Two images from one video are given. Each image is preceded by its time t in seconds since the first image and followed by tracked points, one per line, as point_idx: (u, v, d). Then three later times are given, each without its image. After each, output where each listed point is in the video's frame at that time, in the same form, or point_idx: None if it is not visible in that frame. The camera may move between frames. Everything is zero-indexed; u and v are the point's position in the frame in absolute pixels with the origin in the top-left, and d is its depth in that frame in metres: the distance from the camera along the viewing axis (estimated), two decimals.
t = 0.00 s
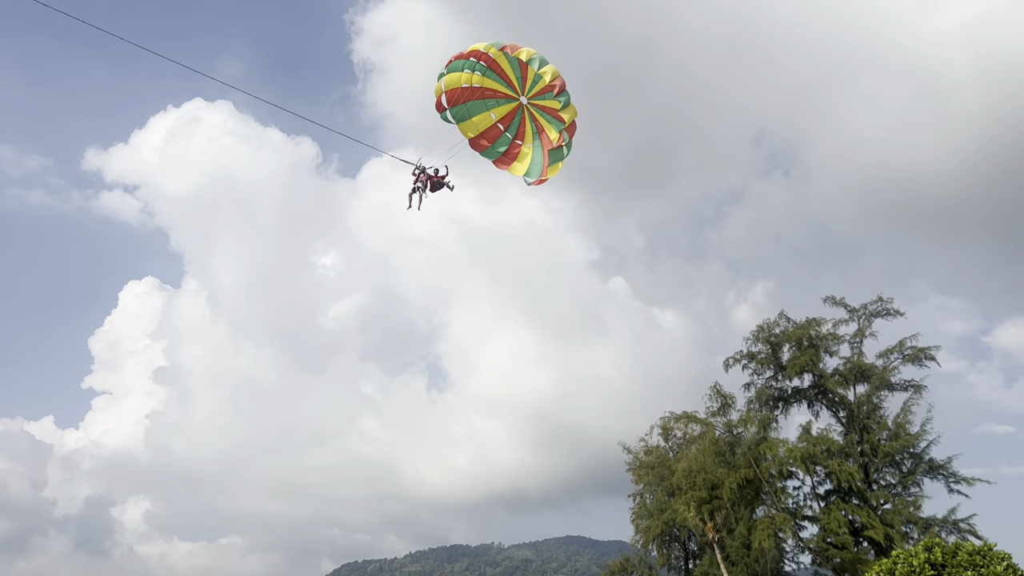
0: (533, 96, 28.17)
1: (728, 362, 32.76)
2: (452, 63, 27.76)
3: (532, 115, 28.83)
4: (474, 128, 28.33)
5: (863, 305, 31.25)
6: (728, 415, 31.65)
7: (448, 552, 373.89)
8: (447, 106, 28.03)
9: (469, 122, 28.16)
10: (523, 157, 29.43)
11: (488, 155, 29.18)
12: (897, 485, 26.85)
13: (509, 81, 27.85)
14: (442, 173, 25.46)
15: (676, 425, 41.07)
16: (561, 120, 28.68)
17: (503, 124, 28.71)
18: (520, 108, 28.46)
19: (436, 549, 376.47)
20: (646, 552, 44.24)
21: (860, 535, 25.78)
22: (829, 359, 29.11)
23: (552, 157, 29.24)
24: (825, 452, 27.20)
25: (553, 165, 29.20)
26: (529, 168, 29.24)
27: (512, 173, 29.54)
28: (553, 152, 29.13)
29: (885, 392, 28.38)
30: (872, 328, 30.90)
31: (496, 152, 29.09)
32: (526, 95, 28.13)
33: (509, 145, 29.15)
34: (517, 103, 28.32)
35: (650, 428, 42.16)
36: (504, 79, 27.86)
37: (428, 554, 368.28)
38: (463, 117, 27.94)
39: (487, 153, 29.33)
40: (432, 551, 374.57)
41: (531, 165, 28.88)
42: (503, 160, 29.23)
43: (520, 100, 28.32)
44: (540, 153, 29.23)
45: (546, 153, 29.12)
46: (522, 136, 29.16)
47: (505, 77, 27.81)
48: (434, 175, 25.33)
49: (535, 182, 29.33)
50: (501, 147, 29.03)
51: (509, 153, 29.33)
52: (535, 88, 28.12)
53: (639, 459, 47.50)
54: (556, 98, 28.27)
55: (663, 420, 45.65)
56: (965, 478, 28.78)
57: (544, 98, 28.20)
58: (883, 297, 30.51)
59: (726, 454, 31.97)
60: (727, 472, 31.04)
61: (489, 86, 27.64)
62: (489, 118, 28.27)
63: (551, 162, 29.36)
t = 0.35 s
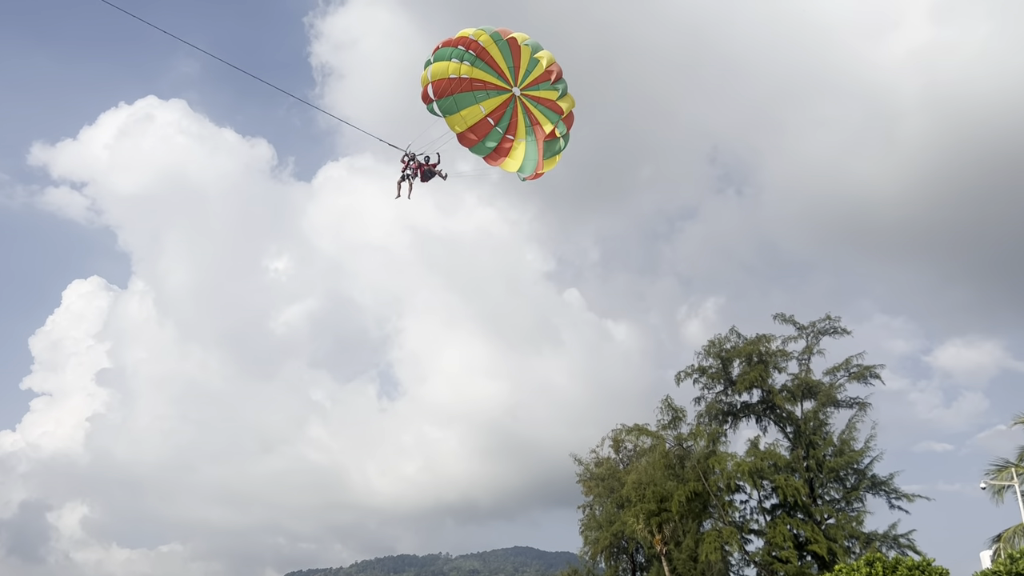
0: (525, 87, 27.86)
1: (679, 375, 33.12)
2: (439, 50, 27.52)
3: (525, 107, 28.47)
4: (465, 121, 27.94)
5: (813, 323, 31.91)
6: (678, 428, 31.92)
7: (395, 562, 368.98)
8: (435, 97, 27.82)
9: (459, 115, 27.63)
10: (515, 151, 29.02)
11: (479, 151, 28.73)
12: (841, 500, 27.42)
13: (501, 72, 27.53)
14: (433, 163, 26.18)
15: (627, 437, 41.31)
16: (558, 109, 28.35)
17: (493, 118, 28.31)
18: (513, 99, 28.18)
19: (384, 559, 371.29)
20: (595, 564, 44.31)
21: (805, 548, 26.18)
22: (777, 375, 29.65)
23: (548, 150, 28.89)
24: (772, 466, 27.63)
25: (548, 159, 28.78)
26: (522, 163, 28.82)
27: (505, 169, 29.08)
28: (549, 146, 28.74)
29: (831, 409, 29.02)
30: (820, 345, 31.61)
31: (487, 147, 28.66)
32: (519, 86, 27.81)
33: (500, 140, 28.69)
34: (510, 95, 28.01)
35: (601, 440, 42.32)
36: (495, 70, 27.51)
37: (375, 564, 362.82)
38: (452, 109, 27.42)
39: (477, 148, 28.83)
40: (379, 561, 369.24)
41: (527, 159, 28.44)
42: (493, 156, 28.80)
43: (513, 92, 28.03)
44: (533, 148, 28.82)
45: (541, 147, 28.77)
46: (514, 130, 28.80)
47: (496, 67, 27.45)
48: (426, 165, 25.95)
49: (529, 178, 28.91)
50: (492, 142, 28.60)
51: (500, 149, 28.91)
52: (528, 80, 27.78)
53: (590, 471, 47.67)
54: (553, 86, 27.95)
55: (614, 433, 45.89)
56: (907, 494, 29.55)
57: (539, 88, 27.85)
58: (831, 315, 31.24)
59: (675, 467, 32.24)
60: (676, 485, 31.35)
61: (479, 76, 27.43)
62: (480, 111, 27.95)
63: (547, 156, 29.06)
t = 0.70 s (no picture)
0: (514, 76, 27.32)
1: (620, 389, 33.46)
2: (423, 34, 26.45)
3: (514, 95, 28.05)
4: (449, 111, 27.43)
5: (751, 341, 32.64)
6: (619, 441, 32.16)
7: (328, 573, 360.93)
8: (416, 85, 26.97)
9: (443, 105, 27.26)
10: (503, 145, 28.51)
11: (464, 143, 28.35)
12: (773, 516, 28.04)
13: (490, 61, 26.97)
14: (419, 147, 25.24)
15: (567, 449, 41.50)
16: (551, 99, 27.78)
17: (479, 109, 27.96)
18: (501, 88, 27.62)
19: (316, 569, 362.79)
20: None
21: (738, 563, 26.60)
22: (716, 391, 30.17)
23: (541, 143, 28.39)
24: (709, 481, 28.05)
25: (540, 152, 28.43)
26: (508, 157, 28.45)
27: (491, 162, 28.72)
28: (540, 137, 28.30)
29: (767, 426, 29.67)
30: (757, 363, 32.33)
31: (472, 139, 28.31)
32: (507, 77, 27.32)
33: (487, 133, 28.43)
34: (498, 85, 27.45)
35: (541, 451, 42.37)
36: (483, 57, 26.99)
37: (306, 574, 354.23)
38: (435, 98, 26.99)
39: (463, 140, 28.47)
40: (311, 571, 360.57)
41: (516, 153, 28.05)
42: (481, 149, 28.40)
43: (502, 80, 27.45)
44: (523, 141, 28.42)
45: (532, 141, 28.27)
46: (501, 123, 28.39)
47: (484, 55, 26.86)
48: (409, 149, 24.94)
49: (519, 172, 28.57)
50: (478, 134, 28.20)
51: (486, 141, 28.53)
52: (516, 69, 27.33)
53: (529, 482, 47.66)
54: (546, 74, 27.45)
55: (554, 444, 46.08)
56: (836, 510, 30.42)
57: (530, 77, 27.40)
58: (768, 334, 32.02)
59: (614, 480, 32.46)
60: (614, 498, 31.59)
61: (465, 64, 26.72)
62: (464, 103, 27.49)
63: (540, 149, 28.49)
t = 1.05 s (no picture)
0: (501, 64, 26.87)
1: (549, 404, 33.57)
2: (405, 12, 25.48)
3: (498, 85, 27.65)
4: (430, 99, 26.68)
5: (678, 360, 33.29)
6: (545, 456, 32.18)
7: None
8: (396, 69, 26.12)
9: (422, 90, 26.47)
10: (485, 138, 28.12)
11: (445, 134, 27.75)
12: (693, 534, 28.54)
13: (476, 48, 26.48)
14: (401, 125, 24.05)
15: (494, 463, 41.31)
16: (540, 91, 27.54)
17: (461, 99, 27.35)
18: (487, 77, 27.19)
19: None
20: None
21: None
22: (642, 409, 30.60)
23: (529, 136, 28.18)
24: (632, 498, 28.36)
25: (525, 146, 28.15)
26: (490, 150, 28.02)
27: (473, 155, 28.22)
28: (527, 130, 28.03)
29: (690, 445, 30.24)
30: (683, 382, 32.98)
31: (454, 130, 27.73)
32: (494, 64, 26.87)
33: (468, 123, 27.91)
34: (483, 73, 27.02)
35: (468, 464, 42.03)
36: (468, 43, 26.41)
37: None
38: (415, 84, 26.11)
39: (443, 131, 27.84)
40: None
41: (500, 146, 27.65)
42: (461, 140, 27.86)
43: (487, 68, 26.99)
44: (507, 134, 28.15)
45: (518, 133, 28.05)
46: (484, 114, 28.02)
47: (469, 40, 26.30)
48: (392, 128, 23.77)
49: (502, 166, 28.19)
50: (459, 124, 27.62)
51: (467, 133, 28.02)
52: (503, 58, 26.85)
53: (455, 494, 47.21)
54: (536, 63, 27.15)
55: (481, 457, 45.84)
56: (753, 529, 31.22)
57: (517, 66, 27.15)
58: (694, 355, 32.73)
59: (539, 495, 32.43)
60: (538, 513, 31.57)
61: (450, 49, 26.10)
62: (447, 90, 26.85)
63: (527, 141, 28.27)
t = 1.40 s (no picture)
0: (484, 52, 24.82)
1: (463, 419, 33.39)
2: None
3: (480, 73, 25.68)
4: (404, 84, 24.68)
5: (591, 380, 33.73)
6: (456, 472, 31.92)
7: None
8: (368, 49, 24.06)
9: (396, 75, 24.54)
10: (462, 130, 26.08)
11: (419, 124, 25.69)
12: (598, 554, 28.85)
13: (458, 33, 24.41)
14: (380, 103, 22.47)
15: (403, 477, 40.71)
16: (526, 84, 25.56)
17: (437, 87, 25.41)
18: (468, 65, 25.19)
19: None
20: None
21: None
22: (555, 428, 30.81)
23: (512, 131, 26.19)
24: (541, 516, 28.45)
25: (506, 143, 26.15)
26: (467, 145, 25.97)
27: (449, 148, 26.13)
28: (509, 126, 26.03)
29: (599, 465, 30.61)
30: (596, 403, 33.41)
31: (428, 121, 25.69)
32: (477, 51, 24.82)
33: (445, 113, 25.85)
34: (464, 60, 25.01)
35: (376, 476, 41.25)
36: (450, 26, 24.30)
37: None
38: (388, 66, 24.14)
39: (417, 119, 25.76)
40: None
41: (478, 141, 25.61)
42: (436, 132, 25.76)
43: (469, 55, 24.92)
44: (487, 128, 26.12)
45: (499, 127, 26.03)
46: (461, 106, 26.02)
47: (452, 23, 24.21)
48: (370, 106, 22.18)
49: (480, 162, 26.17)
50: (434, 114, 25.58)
51: (443, 125, 25.95)
52: (487, 46, 24.81)
53: (361, 507, 46.22)
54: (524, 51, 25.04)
55: (390, 471, 45.10)
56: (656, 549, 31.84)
57: (503, 54, 25.11)
58: (608, 376, 33.21)
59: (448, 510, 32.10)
60: (446, 529, 31.24)
61: (430, 31, 24.09)
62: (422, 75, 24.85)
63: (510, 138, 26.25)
